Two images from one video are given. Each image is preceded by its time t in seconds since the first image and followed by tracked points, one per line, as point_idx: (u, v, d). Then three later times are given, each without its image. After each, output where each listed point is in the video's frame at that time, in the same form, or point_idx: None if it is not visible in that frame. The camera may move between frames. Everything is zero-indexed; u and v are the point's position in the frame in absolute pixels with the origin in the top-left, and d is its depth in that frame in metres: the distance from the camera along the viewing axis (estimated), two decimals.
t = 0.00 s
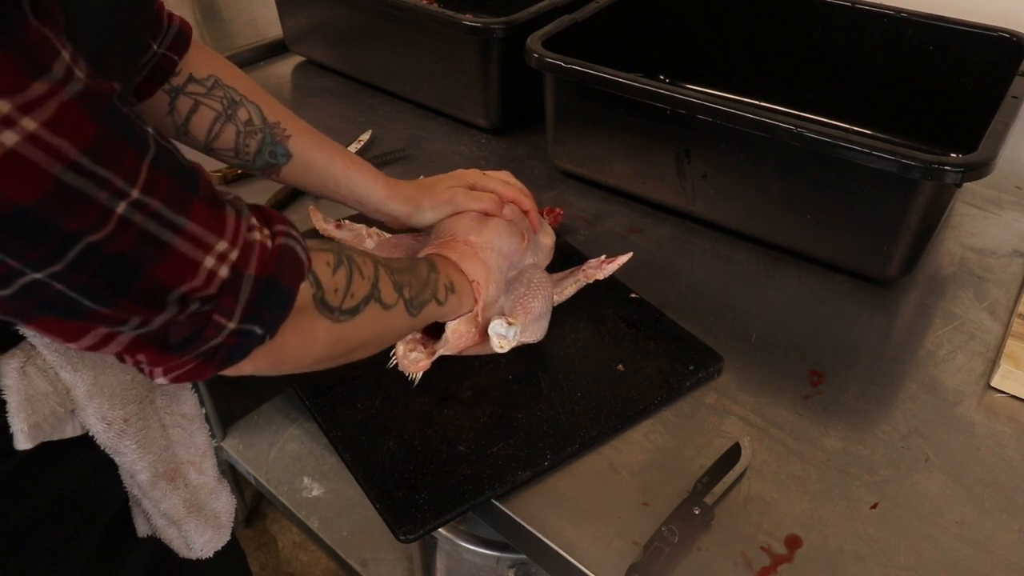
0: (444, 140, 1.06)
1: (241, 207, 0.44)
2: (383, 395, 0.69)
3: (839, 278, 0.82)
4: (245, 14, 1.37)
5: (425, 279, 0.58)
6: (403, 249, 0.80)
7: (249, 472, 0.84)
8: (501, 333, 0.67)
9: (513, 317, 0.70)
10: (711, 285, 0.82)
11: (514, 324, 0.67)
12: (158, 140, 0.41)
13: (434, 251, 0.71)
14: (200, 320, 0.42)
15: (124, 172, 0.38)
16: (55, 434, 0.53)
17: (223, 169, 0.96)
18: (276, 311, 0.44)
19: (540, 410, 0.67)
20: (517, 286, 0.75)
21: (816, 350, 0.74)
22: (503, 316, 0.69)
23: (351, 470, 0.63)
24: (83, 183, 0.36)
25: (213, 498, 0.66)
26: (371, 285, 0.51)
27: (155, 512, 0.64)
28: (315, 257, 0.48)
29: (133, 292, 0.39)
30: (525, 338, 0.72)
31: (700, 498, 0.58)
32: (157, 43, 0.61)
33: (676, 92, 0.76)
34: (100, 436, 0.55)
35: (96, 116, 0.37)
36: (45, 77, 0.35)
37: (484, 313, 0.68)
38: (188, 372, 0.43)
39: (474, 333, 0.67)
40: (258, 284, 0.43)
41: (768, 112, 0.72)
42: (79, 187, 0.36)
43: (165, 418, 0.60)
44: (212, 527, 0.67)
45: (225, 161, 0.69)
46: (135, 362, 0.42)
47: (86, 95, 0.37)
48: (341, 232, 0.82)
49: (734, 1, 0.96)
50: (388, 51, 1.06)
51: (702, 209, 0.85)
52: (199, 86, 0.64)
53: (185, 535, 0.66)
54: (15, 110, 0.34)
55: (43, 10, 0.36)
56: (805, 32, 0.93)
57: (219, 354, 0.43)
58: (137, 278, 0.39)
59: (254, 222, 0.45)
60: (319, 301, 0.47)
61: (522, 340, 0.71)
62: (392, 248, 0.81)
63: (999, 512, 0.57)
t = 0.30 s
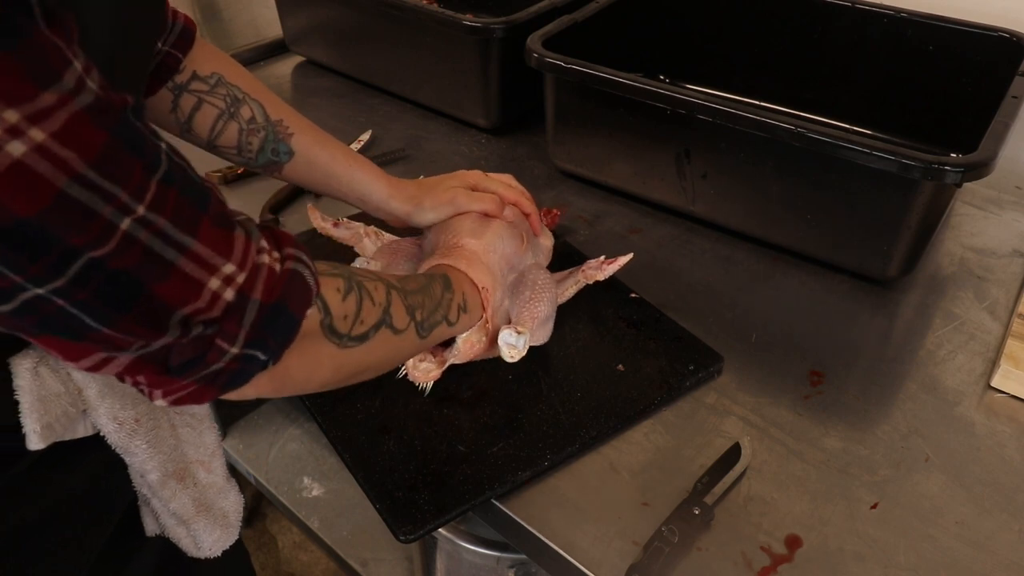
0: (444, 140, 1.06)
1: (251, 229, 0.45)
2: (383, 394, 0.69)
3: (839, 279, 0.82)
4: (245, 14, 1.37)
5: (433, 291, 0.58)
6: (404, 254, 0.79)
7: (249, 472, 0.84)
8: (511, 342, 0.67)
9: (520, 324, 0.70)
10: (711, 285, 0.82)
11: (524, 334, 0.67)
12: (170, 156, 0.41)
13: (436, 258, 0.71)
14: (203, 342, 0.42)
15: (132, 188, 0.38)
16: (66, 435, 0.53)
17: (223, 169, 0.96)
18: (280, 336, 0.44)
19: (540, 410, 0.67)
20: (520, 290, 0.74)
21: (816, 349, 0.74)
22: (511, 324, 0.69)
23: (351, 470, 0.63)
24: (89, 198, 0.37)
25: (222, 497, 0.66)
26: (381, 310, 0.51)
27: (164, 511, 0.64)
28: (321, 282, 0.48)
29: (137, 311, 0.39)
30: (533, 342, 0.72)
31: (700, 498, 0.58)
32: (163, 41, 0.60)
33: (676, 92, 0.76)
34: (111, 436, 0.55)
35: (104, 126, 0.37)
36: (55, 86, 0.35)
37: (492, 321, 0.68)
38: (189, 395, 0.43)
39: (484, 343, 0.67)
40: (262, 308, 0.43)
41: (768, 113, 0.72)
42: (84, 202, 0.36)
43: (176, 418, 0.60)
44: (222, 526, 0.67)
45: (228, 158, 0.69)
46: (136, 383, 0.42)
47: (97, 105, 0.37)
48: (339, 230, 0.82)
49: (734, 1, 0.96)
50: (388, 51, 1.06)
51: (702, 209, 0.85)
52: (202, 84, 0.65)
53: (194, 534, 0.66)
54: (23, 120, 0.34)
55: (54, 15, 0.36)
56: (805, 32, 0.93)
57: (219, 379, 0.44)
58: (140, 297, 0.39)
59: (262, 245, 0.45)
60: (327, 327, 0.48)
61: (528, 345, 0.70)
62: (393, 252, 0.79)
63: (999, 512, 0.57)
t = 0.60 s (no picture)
0: (444, 140, 1.06)
1: (263, 250, 0.42)
2: (385, 392, 0.69)
3: (838, 279, 0.82)
4: (245, 14, 1.37)
5: (439, 294, 0.58)
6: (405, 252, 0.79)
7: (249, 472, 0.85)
8: (509, 340, 0.67)
9: (519, 324, 0.70)
10: (711, 285, 0.82)
11: (522, 332, 0.68)
12: (187, 171, 0.39)
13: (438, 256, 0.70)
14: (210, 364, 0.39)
15: (150, 200, 0.36)
16: (83, 435, 0.53)
17: (224, 169, 0.96)
18: (287, 360, 0.41)
19: (540, 410, 0.67)
20: (521, 291, 0.74)
21: (816, 350, 0.74)
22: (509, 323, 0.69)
23: (351, 470, 0.63)
24: (107, 209, 0.35)
25: (233, 496, 0.66)
26: (384, 327, 0.48)
27: (176, 511, 0.63)
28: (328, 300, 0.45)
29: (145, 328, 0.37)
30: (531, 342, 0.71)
31: (700, 498, 0.58)
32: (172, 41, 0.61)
33: (676, 92, 0.76)
34: (127, 436, 0.56)
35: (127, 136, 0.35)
36: (78, 93, 0.34)
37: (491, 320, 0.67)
38: (188, 422, 0.40)
39: (482, 342, 0.67)
40: (270, 330, 0.40)
41: (768, 112, 0.72)
42: (103, 213, 0.34)
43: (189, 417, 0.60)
44: (232, 526, 0.66)
45: (235, 156, 0.70)
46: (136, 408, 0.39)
47: (119, 114, 0.35)
48: (340, 230, 0.82)
49: (734, 1, 0.96)
50: (388, 51, 1.06)
51: (702, 209, 0.85)
52: (208, 83, 0.65)
53: (205, 534, 0.65)
54: (47, 127, 0.33)
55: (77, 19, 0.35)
56: (805, 32, 0.93)
57: (222, 405, 0.40)
58: (151, 314, 0.37)
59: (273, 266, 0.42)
60: (329, 348, 0.44)
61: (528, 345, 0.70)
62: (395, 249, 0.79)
63: (999, 512, 0.57)
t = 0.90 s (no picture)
0: (444, 140, 1.06)
1: (270, 250, 0.42)
2: (387, 393, 0.69)
3: (838, 278, 0.82)
4: (245, 14, 1.37)
5: (434, 301, 0.57)
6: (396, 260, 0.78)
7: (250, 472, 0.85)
8: (512, 340, 0.68)
9: (521, 321, 0.70)
10: (711, 285, 0.82)
11: (524, 331, 0.68)
12: (197, 174, 0.39)
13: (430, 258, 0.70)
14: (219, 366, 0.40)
15: (164, 201, 0.36)
16: (96, 435, 0.53)
17: (223, 169, 0.96)
18: (292, 361, 0.42)
19: (540, 412, 0.67)
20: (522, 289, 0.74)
21: (816, 349, 0.73)
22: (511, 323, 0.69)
23: (350, 472, 0.63)
24: (122, 209, 0.35)
25: (242, 496, 0.65)
26: (383, 329, 0.49)
27: (186, 510, 0.63)
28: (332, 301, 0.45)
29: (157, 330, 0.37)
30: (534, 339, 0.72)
31: (700, 498, 0.58)
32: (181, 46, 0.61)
33: (676, 92, 0.76)
34: (140, 437, 0.55)
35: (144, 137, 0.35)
36: (97, 93, 0.34)
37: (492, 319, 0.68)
38: (197, 421, 0.41)
39: (484, 341, 0.68)
40: (277, 332, 0.41)
41: (768, 113, 0.72)
42: (117, 212, 0.35)
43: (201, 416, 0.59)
44: (241, 525, 0.66)
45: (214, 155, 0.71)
46: (145, 407, 0.40)
47: (138, 115, 0.35)
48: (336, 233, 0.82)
49: (734, 1, 0.96)
50: (388, 51, 1.06)
51: (701, 209, 0.85)
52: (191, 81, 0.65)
53: (216, 533, 0.65)
54: (66, 124, 0.33)
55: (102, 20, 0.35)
56: (805, 32, 0.93)
57: (230, 405, 0.41)
58: (163, 315, 0.37)
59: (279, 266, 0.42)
60: (331, 350, 0.45)
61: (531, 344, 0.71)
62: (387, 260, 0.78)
63: (999, 512, 0.57)
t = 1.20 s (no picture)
0: (444, 140, 1.06)
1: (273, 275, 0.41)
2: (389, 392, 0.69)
3: (838, 278, 0.82)
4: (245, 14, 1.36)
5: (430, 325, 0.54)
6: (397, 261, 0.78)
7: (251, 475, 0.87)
8: (521, 343, 0.68)
9: (526, 324, 0.70)
10: (711, 285, 0.82)
11: (532, 334, 0.68)
12: (200, 193, 0.38)
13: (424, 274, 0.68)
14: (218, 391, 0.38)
15: (162, 217, 0.35)
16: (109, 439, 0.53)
17: (224, 170, 0.96)
18: (294, 388, 0.40)
19: (543, 412, 0.67)
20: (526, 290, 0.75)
21: (816, 349, 0.73)
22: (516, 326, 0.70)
23: (354, 474, 0.63)
24: (118, 223, 0.34)
25: (250, 501, 0.64)
26: (387, 352, 0.47)
27: (193, 514, 0.62)
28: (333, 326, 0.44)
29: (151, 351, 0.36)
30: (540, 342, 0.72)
31: (700, 498, 0.58)
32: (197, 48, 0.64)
33: (677, 92, 0.76)
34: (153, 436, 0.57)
35: (145, 150, 0.35)
36: (98, 101, 0.33)
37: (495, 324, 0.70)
38: (193, 455, 0.39)
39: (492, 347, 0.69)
40: (278, 357, 0.40)
41: (768, 112, 0.72)
42: (113, 226, 0.34)
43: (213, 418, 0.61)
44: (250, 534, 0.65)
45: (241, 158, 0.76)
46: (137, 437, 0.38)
47: (139, 128, 0.34)
48: (335, 235, 0.81)
49: (734, 1, 0.96)
50: (388, 51, 1.06)
51: (701, 209, 0.85)
52: (216, 86, 0.70)
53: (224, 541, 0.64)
54: (63, 132, 0.32)
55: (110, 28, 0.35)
56: (805, 32, 0.93)
57: (228, 436, 0.39)
58: (157, 335, 0.36)
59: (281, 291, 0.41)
60: (334, 378, 0.44)
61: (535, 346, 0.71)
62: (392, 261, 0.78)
63: (999, 512, 0.57)
